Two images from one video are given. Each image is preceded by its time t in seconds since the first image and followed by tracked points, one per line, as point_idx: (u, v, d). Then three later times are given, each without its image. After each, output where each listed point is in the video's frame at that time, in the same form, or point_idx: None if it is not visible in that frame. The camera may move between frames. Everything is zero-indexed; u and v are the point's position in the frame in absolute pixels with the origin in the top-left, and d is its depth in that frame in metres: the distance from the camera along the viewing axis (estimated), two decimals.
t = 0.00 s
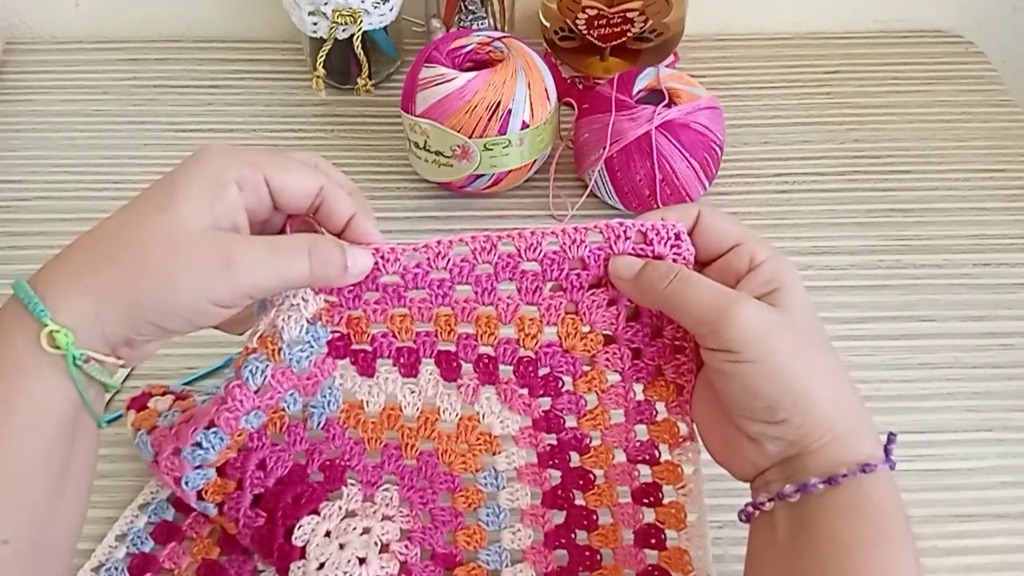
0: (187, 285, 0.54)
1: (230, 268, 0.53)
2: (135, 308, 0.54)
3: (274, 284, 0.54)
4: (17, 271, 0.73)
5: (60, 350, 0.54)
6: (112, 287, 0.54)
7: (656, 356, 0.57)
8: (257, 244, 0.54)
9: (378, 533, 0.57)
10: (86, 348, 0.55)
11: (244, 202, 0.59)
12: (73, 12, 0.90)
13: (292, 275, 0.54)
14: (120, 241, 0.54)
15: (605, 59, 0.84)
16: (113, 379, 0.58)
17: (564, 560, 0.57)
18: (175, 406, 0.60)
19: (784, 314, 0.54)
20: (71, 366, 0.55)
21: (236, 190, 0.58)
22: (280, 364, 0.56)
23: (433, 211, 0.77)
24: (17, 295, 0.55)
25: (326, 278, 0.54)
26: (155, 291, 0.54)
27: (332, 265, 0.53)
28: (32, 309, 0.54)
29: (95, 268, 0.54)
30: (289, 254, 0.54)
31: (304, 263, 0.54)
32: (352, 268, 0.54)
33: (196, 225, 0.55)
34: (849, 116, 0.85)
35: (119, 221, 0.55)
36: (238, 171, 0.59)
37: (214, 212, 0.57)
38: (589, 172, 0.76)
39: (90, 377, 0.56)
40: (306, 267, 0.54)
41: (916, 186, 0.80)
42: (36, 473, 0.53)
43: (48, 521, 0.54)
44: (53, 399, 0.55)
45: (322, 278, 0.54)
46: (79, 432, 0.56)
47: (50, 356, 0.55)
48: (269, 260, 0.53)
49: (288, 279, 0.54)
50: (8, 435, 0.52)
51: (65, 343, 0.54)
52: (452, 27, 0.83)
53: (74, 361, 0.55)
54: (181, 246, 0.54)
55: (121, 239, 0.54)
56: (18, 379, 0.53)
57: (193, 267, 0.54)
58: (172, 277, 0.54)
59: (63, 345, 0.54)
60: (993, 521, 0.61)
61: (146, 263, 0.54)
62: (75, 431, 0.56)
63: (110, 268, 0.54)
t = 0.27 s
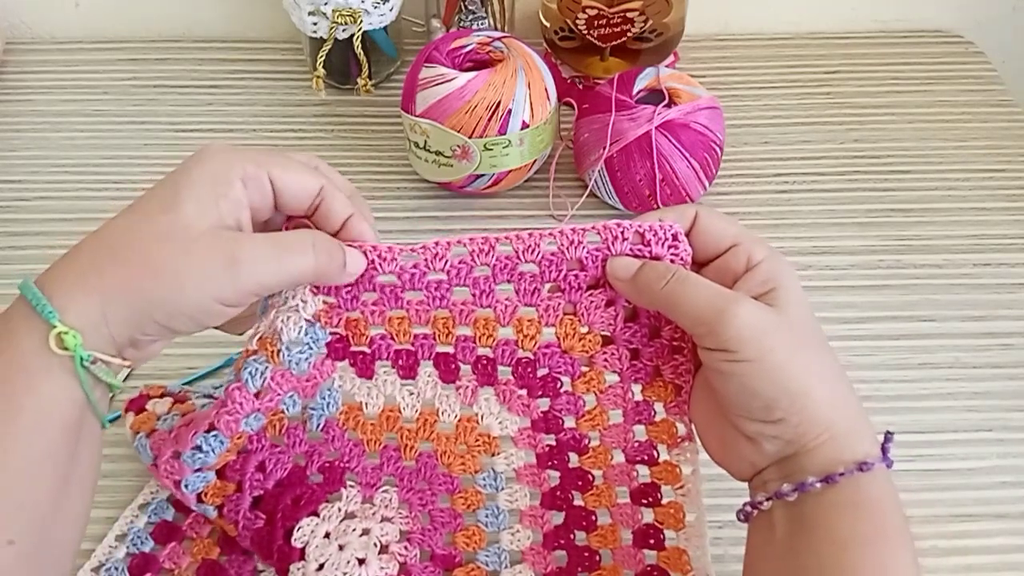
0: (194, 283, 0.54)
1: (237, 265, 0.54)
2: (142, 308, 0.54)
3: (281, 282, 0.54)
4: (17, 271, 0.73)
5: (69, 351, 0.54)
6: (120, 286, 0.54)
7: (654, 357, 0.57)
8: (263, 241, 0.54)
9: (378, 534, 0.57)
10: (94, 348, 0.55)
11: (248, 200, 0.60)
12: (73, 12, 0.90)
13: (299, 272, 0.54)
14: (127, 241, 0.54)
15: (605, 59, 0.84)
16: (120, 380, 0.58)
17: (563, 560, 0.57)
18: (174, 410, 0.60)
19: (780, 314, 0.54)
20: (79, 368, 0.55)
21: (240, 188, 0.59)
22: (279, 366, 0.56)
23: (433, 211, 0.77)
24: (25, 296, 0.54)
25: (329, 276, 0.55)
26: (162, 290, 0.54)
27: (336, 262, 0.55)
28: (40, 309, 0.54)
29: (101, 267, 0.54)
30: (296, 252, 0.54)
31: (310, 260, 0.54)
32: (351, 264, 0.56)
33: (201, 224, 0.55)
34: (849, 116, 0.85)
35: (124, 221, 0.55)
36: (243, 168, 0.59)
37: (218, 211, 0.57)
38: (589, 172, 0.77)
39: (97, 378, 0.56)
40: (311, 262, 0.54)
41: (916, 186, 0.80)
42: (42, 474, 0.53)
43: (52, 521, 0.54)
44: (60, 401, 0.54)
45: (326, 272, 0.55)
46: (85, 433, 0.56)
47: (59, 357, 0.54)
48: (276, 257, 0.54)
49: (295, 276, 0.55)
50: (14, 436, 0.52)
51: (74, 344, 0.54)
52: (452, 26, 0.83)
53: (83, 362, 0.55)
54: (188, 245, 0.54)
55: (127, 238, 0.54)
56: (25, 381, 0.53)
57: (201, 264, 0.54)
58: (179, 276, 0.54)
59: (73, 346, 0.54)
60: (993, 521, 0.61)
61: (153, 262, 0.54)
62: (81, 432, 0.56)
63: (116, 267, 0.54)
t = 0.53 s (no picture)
0: (193, 280, 0.53)
1: (236, 261, 0.53)
2: (143, 306, 0.54)
3: (280, 278, 0.54)
4: (17, 271, 0.73)
5: (70, 350, 0.54)
6: (120, 285, 0.54)
7: (657, 356, 0.57)
8: (262, 237, 0.54)
9: (378, 533, 0.57)
10: (95, 348, 0.55)
11: (248, 198, 0.59)
12: (73, 12, 0.90)
13: (298, 268, 0.54)
14: (127, 240, 0.54)
15: (605, 59, 0.84)
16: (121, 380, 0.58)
17: (563, 560, 0.57)
18: (175, 408, 0.60)
19: (783, 313, 0.54)
20: (80, 367, 0.55)
21: (240, 186, 0.59)
22: (278, 368, 0.56)
23: (433, 211, 0.77)
24: (26, 297, 0.54)
25: (329, 270, 0.54)
26: (162, 288, 0.54)
27: (335, 257, 0.54)
28: (41, 310, 0.54)
29: (101, 266, 0.54)
30: (294, 247, 0.54)
31: (309, 255, 0.54)
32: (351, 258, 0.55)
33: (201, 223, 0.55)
34: (848, 116, 0.85)
35: (125, 221, 0.55)
36: (243, 166, 0.59)
37: (218, 210, 0.57)
38: (589, 172, 0.77)
39: (98, 377, 0.56)
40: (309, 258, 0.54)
41: (916, 186, 0.80)
42: (44, 475, 0.53)
43: (56, 521, 0.54)
44: (62, 401, 0.54)
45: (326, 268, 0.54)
46: (85, 433, 0.56)
47: (60, 357, 0.54)
48: (275, 253, 0.53)
49: (295, 273, 0.54)
50: (16, 437, 0.52)
51: (75, 344, 0.54)
52: (452, 27, 0.83)
53: (84, 362, 0.55)
54: (187, 243, 0.54)
55: (128, 237, 0.54)
56: (26, 382, 0.53)
57: (200, 262, 0.53)
58: (178, 273, 0.53)
59: (73, 346, 0.54)
60: (993, 521, 0.61)
61: (153, 260, 0.54)
62: (82, 433, 0.56)
63: (117, 266, 0.54)
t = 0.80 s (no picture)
0: (194, 280, 0.53)
1: (237, 262, 0.53)
2: (144, 307, 0.54)
3: (281, 278, 0.54)
4: (17, 271, 0.73)
5: (70, 351, 0.54)
6: (120, 286, 0.54)
7: (659, 356, 0.57)
8: (263, 237, 0.54)
9: (379, 532, 0.57)
10: (96, 349, 0.55)
11: (250, 198, 0.59)
12: (73, 12, 0.90)
13: (300, 268, 0.54)
14: (129, 240, 0.54)
15: (605, 59, 0.84)
16: (122, 381, 0.58)
17: (564, 559, 0.57)
18: (176, 406, 0.60)
19: (787, 313, 0.54)
20: (81, 368, 0.55)
21: (241, 186, 0.59)
22: (278, 367, 0.56)
23: (433, 211, 0.77)
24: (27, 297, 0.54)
25: (330, 271, 0.54)
26: (163, 289, 0.54)
27: (337, 257, 0.54)
28: (42, 311, 0.54)
29: (103, 266, 0.54)
30: (295, 247, 0.54)
31: (310, 255, 0.54)
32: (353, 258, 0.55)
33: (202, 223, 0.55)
34: (848, 116, 0.85)
35: (126, 222, 0.55)
36: (244, 165, 0.59)
37: (219, 211, 0.57)
38: (589, 172, 0.77)
39: (100, 380, 0.56)
40: (310, 259, 0.54)
41: (916, 186, 0.80)
42: (45, 476, 0.53)
43: (57, 522, 0.54)
44: (63, 402, 0.54)
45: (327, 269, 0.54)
46: (87, 434, 0.56)
47: (61, 358, 0.54)
48: (277, 253, 0.53)
49: (296, 273, 0.54)
50: (16, 439, 0.52)
51: (76, 345, 0.54)
52: (452, 26, 0.83)
53: (84, 363, 0.55)
54: (188, 243, 0.54)
55: (129, 238, 0.54)
56: (26, 383, 0.53)
57: (201, 262, 0.53)
58: (179, 274, 0.53)
59: (74, 347, 0.54)
60: (993, 521, 0.61)
61: (154, 261, 0.54)
62: (83, 433, 0.56)
63: (118, 267, 0.54)
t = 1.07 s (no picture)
0: (190, 280, 0.53)
1: (232, 262, 0.53)
2: (138, 306, 0.54)
3: (277, 279, 0.54)
4: (17, 271, 0.73)
5: (65, 350, 0.54)
6: (116, 285, 0.54)
7: (658, 356, 0.57)
8: (259, 237, 0.54)
9: (378, 533, 0.57)
10: (90, 348, 0.55)
11: (247, 198, 0.59)
12: (73, 12, 0.90)
13: (295, 269, 0.54)
14: (124, 239, 0.54)
15: (605, 59, 0.84)
16: (118, 380, 0.58)
17: (563, 559, 0.57)
18: (175, 406, 0.60)
19: (786, 313, 0.54)
20: (75, 366, 0.55)
21: (238, 185, 0.59)
22: (277, 368, 0.56)
23: (433, 211, 0.77)
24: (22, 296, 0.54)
25: (327, 273, 0.54)
26: (158, 288, 0.54)
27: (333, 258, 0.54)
28: (36, 310, 0.54)
29: (99, 266, 0.54)
30: (291, 248, 0.54)
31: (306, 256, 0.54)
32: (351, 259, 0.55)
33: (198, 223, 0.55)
34: (848, 116, 0.85)
35: (122, 221, 0.55)
36: (241, 165, 0.59)
37: (215, 210, 0.57)
38: (589, 172, 0.77)
39: (95, 378, 0.56)
40: (306, 260, 0.54)
41: (916, 186, 0.80)
42: (40, 475, 0.53)
43: (53, 522, 0.54)
44: (57, 401, 0.54)
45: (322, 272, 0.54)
46: (81, 433, 0.56)
47: (55, 356, 0.54)
48: (273, 254, 0.53)
49: (292, 274, 0.54)
50: (10, 437, 0.52)
51: (69, 343, 0.54)
52: (452, 26, 0.83)
53: (78, 361, 0.55)
54: (183, 243, 0.54)
55: (124, 237, 0.54)
56: (20, 382, 0.53)
57: (196, 262, 0.53)
58: (174, 273, 0.53)
59: (67, 346, 0.54)
60: (993, 521, 0.61)
61: (149, 260, 0.54)
62: (78, 432, 0.56)
63: (113, 266, 0.54)
